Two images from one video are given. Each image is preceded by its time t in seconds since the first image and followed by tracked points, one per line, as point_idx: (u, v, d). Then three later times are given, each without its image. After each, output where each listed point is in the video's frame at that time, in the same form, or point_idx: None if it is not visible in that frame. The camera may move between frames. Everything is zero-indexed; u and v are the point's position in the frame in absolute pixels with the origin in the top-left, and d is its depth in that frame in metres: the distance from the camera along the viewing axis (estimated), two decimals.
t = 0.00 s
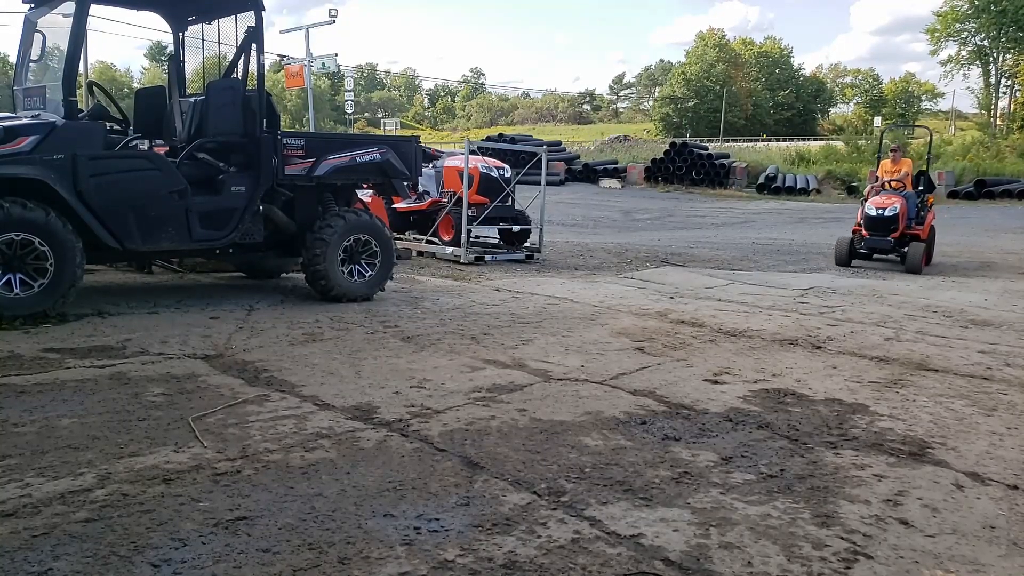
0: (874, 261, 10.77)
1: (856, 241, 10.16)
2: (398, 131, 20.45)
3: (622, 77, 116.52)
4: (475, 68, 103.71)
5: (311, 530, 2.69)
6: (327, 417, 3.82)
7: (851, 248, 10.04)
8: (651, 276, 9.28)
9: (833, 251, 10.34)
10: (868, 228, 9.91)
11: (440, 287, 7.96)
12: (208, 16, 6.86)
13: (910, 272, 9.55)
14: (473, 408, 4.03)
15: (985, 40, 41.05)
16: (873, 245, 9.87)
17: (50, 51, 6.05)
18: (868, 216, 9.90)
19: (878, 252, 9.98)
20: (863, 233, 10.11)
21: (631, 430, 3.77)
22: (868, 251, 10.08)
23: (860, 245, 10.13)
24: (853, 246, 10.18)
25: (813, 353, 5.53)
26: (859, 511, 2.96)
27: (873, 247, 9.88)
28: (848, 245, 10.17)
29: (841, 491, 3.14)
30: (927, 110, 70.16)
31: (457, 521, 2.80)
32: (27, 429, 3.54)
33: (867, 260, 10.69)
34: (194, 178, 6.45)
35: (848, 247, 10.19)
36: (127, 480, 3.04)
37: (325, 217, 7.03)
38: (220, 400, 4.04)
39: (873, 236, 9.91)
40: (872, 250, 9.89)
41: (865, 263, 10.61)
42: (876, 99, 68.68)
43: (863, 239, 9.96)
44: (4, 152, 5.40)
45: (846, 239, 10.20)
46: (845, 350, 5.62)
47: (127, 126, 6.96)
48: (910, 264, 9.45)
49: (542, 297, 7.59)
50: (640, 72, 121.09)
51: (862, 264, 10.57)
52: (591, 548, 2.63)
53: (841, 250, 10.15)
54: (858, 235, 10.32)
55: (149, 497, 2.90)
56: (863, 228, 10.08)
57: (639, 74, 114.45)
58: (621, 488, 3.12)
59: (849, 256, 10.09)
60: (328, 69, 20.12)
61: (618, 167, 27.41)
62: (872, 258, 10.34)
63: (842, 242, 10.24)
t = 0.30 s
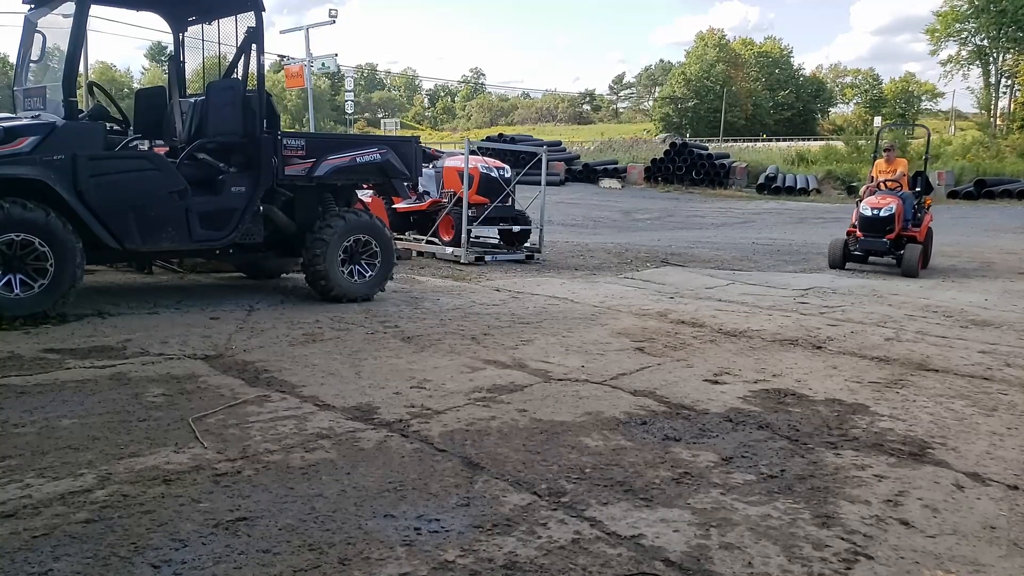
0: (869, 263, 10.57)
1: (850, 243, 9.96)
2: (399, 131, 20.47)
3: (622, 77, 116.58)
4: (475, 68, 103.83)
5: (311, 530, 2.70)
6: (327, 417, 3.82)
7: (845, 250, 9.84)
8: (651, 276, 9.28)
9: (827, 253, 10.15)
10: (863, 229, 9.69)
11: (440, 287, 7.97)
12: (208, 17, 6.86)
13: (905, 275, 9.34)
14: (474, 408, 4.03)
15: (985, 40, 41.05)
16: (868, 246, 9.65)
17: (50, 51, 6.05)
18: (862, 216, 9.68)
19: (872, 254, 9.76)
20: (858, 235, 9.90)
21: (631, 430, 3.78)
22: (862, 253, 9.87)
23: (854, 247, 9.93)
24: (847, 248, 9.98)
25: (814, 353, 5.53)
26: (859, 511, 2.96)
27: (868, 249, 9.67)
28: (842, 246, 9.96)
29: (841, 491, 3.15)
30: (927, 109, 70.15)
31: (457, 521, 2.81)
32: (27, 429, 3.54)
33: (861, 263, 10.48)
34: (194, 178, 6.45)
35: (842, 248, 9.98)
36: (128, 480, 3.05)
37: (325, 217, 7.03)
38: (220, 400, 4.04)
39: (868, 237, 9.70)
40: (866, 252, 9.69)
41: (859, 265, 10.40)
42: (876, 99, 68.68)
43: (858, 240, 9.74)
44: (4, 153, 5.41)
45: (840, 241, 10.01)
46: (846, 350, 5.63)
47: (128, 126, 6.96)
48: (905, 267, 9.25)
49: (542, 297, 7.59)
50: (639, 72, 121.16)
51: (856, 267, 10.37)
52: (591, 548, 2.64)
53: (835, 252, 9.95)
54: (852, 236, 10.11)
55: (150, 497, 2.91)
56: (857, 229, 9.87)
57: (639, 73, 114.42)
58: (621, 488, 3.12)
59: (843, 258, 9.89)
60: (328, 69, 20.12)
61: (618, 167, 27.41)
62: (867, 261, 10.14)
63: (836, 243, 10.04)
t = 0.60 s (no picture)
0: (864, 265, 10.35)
1: (844, 245, 9.72)
2: (399, 131, 20.47)
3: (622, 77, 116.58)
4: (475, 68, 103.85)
5: (311, 530, 2.69)
6: (327, 417, 3.82)
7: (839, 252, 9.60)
8: (651, 276, 9.28)
9: (820, 255, 9.92)
10: (858, 231, 9.43)
11: (440, 287, 7.96)
12: (208, 17, 6.86)
13: (901, 280, 9.11)
14: (473, 408, 4.03)
15: (985, 40, 41.02)
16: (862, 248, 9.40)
17: (50, 51, 6.05)
18: (857, 217, 9.39)
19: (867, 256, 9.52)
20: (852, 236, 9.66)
21: (631, 430, 3.77)
22: (856, 255, 9.63)
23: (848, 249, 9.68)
24: (841, 250, 9.70)
25: (814, 353, 5.52)
26: (859, 511, 2.96)
27: (863, 251, 9.42)
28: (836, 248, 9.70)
29: (841, 491, 3.15)
30: (927, 109, 70.12)
31: (457, 521, 2.80)
32: (27, 429, 3.54)
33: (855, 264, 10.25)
34: (194, 178, 6.45)
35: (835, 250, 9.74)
36: (128, 480, 3.05)
37: (325, 217, 7.03)
38: (220, 400, 4.04)
39: (862, 239, 9.45)
40: (861, 254, 9.45)
41: (853, 268, 10.17)
42: (876, 99, 68.66)
43: (852, 242, 9.49)
44: (4, 153, 5.41)
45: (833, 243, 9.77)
46: (846, 350, 5.62)
47: (128, 126, 6.96)
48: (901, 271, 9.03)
49: (542, 297, 7.59)
50: (639, 72, 121.17)
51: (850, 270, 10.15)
52: (591, 548, 2.64)
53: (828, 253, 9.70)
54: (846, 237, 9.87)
55: (150, 497, 2.91)
56: (852, 230, 9.62)
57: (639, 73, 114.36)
58: (621, 488, 3.12)
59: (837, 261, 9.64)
60: (328, 69, 20.12)
61: (618, 167, 27.39)
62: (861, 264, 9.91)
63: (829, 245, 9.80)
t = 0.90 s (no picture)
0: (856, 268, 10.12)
1: (837, 247, 9.50)
2: (399, 131, 20.48)
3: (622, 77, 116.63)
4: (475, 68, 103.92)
5: (311, 530, 2.69)
6: (327, 417, 3.82)
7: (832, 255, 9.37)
8: (651, 276, 9.28)
9: (812, 257, 9.68)
10: (851, 231, 9.20)
11: (440, 287, 7.96)
12: (208, 17, 6.86)
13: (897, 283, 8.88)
14: (474, 408, 4.03)
15: (985, 40, 41.00)
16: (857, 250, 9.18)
17: (50, 51, 6.05)
18: (851, 218, 9.15)
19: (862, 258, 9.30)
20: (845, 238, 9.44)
21: (631, 430, 3.78)
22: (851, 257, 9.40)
23: (842, 251, 9.46)
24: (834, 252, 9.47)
25: (814, 353, 5.53)
26: (859, 512, 2.96)
27: (857, 253, 9.20)
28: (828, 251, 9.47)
29: (841, 491, 3.15)
30: (927, 109, 70.14)
31: (457, 521, 2.81)
32: (27, 429, 3.54)
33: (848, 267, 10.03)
34: (195, 178, 6.45)
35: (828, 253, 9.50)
36: (128, 480, 3.05)
37: (325, 217, 7.03)
38: (220, 400, 4.04)
39: (857, 241, 9.22)
40: (855, 257, 9.22)
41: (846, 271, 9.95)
42: (875, 99, 68.68)
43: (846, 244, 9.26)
44: (4, 153, 5.41)
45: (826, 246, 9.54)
46: (846, 350, 5.62)
47: (128, 126, 6.96)
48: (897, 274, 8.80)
49: (542, 297, 7.59)
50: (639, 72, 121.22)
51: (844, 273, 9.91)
52: (591, 548, 2.64)
53: (822, 256, 9.46)
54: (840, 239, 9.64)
55: (150, 497, 2.90)
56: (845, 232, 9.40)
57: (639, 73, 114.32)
58: (622, 488, 3.12)
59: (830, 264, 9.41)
60: (328, 69, 20.14)
61: (618, 167, 27.39)
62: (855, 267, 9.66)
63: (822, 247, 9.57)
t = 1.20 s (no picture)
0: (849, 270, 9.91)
1: (831, 249, 9.27)
2: (399, 131, 20.49)
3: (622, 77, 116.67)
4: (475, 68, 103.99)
5: (311, 531, 2.69)
6: (327, 417, 3.82)
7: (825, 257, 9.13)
8: (651, 276, 9.28)
9: (805, 259, 9.46)
10: (845, 232, 8.97)
11: (440, 287, 7.96)
12: (208, 17, 6.86)
13: (892, 286, 8.62)
14: (473, 408, 4.03)
15: (985, 40, 40.96)
16: (850, 252, 8.94)
17: (50, 51, 6.05)
18: (846, 218, 8.92)
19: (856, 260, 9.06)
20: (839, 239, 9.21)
21: (631, 430, 3.78)
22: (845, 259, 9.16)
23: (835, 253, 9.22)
24: (828, 254, 9.25)
25: (814, 353, 5.53)
26: (859, 512, 2.96)
27: (851, 255, 8.96)
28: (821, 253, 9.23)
29: (841, 491, 3.15)
30: (926, 109, 70.12)
31: (457, 521, 2.81)
32: (27, 429, 3.54)
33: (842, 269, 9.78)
34: (195, 178, 6.45)
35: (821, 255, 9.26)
36: (128, 480, 3.05)
37: (325, 217, 7.03)
38: (220, 400, 4.04)
39: (851, 242, 8.99)
40: (849, 259, 8.98)
41: (839, 274, 9.72)
42: (875, 99, 68.67)
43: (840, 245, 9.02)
44: (4, 153, 5.41)
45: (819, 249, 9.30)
46: (846, 350, 5.62)
47: (128, 126, 6.95)
48: (892, 277, 8.54)
49: (542, 297, 7.59)
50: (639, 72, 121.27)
51: (837, 275, 9.71)
52: (591, 548, 2.64)
53: (815, 259, 9.22)
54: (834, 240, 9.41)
55: (150, 497, 2.90)
56: (839, 233, 9.17)
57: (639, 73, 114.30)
58: (621, 488, 3.12)
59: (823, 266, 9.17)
60: (328, 69, 20.13)
61: (618, 167, 27.38)
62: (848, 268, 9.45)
63: (816, 248, 9.34)
